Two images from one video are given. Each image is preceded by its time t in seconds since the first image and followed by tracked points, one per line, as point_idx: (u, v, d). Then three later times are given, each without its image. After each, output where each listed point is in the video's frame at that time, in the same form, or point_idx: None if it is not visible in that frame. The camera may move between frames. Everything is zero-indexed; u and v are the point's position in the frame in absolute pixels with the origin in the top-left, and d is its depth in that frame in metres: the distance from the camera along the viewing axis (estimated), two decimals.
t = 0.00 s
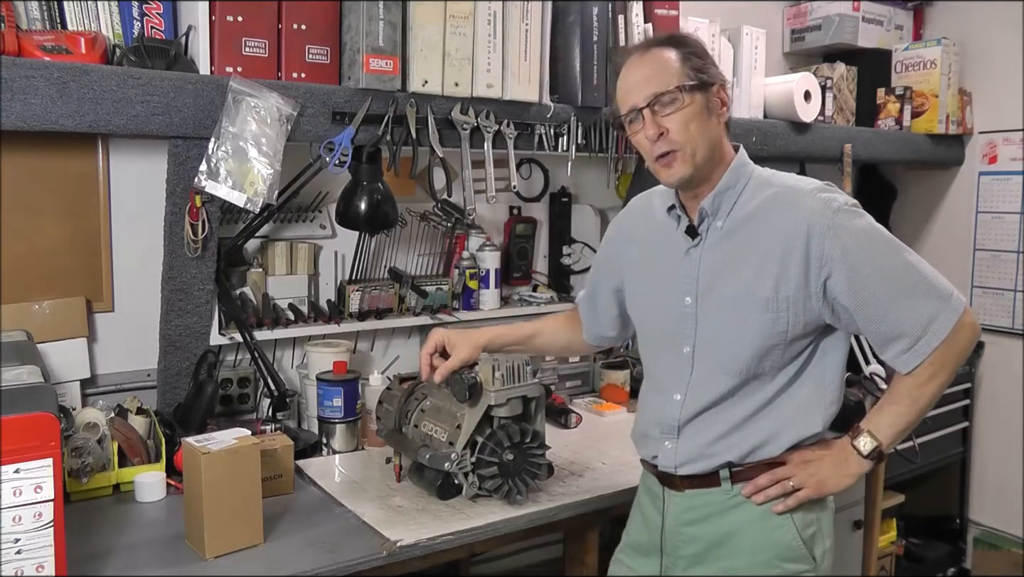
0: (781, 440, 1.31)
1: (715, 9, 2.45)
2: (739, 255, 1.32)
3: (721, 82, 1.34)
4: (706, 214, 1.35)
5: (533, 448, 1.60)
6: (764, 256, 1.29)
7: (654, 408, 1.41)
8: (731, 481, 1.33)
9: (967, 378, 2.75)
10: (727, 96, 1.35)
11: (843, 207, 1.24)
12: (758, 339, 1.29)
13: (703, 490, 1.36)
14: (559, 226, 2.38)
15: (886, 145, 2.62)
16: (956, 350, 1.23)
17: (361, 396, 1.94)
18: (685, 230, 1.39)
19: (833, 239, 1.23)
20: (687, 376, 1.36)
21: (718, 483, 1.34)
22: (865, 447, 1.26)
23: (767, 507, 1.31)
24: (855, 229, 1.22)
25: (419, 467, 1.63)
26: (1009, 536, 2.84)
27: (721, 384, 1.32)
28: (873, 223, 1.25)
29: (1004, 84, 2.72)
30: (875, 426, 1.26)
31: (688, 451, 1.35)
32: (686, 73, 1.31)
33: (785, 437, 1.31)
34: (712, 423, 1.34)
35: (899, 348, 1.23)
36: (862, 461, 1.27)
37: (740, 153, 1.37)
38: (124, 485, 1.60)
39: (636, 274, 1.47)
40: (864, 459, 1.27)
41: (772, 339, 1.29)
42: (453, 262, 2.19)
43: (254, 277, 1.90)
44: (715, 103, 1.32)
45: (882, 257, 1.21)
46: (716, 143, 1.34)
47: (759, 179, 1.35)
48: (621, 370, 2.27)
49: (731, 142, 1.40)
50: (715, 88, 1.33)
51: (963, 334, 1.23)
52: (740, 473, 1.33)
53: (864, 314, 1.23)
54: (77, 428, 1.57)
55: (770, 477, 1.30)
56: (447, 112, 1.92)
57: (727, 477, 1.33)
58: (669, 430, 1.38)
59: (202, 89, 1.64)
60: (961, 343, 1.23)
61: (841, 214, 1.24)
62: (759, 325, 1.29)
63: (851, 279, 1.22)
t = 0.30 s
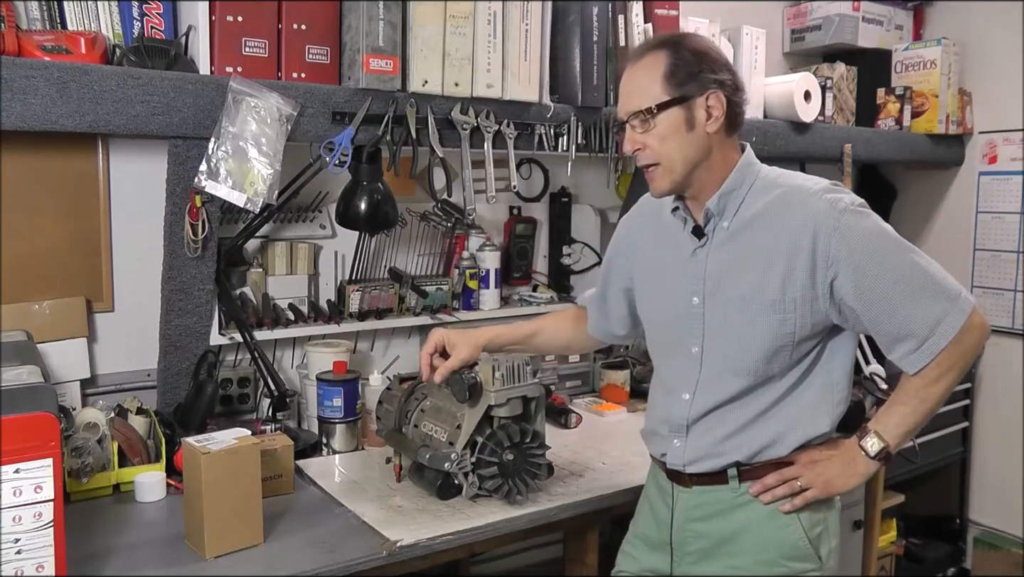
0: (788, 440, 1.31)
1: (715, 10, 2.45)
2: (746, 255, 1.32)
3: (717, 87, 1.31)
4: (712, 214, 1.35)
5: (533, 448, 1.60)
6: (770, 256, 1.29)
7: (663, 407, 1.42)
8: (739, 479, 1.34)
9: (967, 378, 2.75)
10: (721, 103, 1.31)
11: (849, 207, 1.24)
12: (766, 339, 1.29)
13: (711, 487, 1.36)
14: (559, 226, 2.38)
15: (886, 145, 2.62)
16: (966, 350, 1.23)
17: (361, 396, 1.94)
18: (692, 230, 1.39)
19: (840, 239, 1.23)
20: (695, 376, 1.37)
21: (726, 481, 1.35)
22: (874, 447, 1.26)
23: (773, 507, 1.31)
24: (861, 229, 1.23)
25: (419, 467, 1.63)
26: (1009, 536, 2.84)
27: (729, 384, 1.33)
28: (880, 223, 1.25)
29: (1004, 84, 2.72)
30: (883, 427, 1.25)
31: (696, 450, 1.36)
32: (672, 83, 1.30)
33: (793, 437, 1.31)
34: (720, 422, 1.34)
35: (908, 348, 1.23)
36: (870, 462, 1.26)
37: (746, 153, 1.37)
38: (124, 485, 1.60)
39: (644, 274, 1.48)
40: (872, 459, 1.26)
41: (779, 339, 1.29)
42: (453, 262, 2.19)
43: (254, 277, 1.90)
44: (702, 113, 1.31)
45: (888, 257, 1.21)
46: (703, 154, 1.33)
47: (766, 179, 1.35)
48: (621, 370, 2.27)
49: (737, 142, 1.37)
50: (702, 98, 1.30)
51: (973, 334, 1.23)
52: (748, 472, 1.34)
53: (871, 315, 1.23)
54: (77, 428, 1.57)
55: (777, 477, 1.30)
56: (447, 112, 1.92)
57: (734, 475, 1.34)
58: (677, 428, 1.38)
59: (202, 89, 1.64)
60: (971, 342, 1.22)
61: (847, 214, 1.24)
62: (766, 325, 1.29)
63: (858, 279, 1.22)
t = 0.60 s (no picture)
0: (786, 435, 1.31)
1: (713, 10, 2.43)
2: (748, 250, 1.32)
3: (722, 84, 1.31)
4: (718, 209, 1.36)
5: (533, 448, 1.60)
6: (772, 252, 1.29)
7: (665, 399, 1.43)
8: (733, 475, 1.34)
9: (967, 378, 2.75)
10: (727, 99, 1.31)
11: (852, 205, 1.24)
12: (765, 335, 1.30)
13: (708, 481, 1.37)
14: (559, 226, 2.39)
15: (886, 145, 2.63)
16: (967, 352, 1.22)
17: (361, 396, 1.94)
18: (699, 225, 1.40)
19: (840, 237, 1.23)
20: (695, 369, 1.37)
21: (721, 476, 1.35)
22: (869, 446, 1.25)
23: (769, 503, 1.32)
24: (863, 228, 1.23)
25: (419, 466, 1.63)
26: (1008, 536, 2.83)
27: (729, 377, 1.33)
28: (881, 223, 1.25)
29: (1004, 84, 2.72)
30: (880, 426, 1.25)
31: (694, 442, 1.37)
32: (678, 81, 1.30)
33: (790, 433, 1.31)
34: (718, 415, 1.35)
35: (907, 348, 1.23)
36: (866, 461, 1.26)
37: (754, 149, 1.37)
38: (124, 485, 1.60)
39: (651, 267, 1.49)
40: (867, 458, 1.26)
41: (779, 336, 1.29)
42: (453, 262, 2.19)
43: (254, 277, 1.90)
44: (706, 111, 1.31)
45: (889, 257, 1.21)
46: (710, 150, 1.33)
47: (772, 175, 1.35)
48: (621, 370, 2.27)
49: (746, 138, 1.37)
50: (707, 95, 1.30)
51: (974, 337, 1.22)
52: (743, 468, 1.34)
53: (870, 313, 1.23)
54: (77, 429, 1.57)
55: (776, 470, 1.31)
56: (447, 112, 1.92)
57: (729, 470, 1.34)
58: (677, 420, 1.40)
59: (202, 89, 1.64)
60: (972, 345, 1.22)
61: (850, 213, 1.24)
62: (767, 321, 1.29)
63: (858, 277, 1.22)
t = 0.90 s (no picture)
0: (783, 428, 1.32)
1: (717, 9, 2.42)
2: (744, 241, 1.33)
3: (708, 85, 1.31)
4: (721, 200, 1.37)
5: (533, 448, 1.60)
6: (764, 243, 1.29)
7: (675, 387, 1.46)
8: (736, 464, 1.35)
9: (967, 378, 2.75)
10: (711, 99, 1.31)
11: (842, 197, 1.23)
12: (756, 326, 1.30)
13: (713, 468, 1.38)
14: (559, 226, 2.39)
15: (885, 146, 2.63)
16: (949, 356, 1.17)
17: (361, 396, 1.94)
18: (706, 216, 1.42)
19: (825, 227, 1.22)
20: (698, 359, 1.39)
21: (724, 466, 1.36)
22: (835, 438, 1.16)
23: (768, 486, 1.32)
24: (849, 218, 1.21)
25: (419, 466, 1.63)
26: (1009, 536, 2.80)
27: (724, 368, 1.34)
28: (872, 215, 1.22)
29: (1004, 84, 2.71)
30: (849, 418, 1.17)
31: (697, 429, 1.39)
32: (665, 81, 1.33)
33: (789, 427, 1.32)
34: (717, 404, 1.37)
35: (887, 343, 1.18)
36: (832, 454, 1.16)
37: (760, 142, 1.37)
38: (124, 485, 1.60)
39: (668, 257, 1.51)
40: (833, 453, 1.16)
41: (769, 327, 1.29)
42: (453, 262, 2.19)
43: (254, 277, 1.90)
44: (689, 111, 1.33)
45: (871, 249, 1.18)
46: (701, 148, 1.36)
47: (775, 168, 1.34)
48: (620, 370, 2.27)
49: (747, 131, 1.36)
50: (691, 96, 1.32)
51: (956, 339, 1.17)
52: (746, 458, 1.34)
53: (852, 305, 1.20)
54: (77, 428, 1.57)
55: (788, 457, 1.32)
56: (447, 112, 1.92)
57: (731, 459, 1.35)
58: (682, 406, 1.43)
59: (202, 90, 1.64)
60: (953, 349, 1.17)
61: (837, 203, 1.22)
62: (758, 311, 1.30)
63: (841, 268, 1.20)
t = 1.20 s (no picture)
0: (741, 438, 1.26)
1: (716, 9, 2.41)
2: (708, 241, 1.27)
3: (701, 77, 1.28)
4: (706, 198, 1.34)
5: (533, 449, 1.60)
6: (721, 246, 1.24)
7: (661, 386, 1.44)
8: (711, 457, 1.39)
9: (967, 378, 2.76)
10: (705, 91, 1.28)
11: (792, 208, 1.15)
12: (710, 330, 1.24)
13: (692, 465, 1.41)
14: (559, 226, 2.39)
15: (886, 146, 2.63)
16: (865, 396, 1.12)
17: (361, 396, 1.94)
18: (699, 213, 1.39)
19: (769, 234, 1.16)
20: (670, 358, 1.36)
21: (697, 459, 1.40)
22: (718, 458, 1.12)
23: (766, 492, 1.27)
24: (792, 227, 1.14)
25: (419, 466, 1.63)
26: (1008, 536, 2.77)
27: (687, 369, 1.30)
28: (825, 227, 1.14)
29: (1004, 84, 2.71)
30: (743, 442, 1.12)
31: (669, 428, 1.38)
32: (658, 78, 1.31)
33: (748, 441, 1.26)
34: (682, 406, 1.34)
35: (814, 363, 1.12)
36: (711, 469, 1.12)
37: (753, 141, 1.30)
38: (124, 485, 1.60)
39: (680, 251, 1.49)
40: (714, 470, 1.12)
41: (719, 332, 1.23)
42: (453, 262, 2.19)
43: (254, 277, 1.90)
44: (684, 105, 1.30)
45: (808, 263, 1.12)
46: (700, 142, 1.32)
47: (753, 169, 1.27)
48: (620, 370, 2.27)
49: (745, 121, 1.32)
50: (685, 90, 1.29)
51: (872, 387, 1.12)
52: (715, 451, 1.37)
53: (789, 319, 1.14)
54: (77, 428, 1.57)
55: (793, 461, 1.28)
56: (447, 112, 1.92)
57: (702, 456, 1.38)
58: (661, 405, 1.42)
59: (202, 90, 1.64)
60: (869, 399, 1.12)
61: (786, 211, 1.15)
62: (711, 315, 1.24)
63: (781, 278, 1.14)
